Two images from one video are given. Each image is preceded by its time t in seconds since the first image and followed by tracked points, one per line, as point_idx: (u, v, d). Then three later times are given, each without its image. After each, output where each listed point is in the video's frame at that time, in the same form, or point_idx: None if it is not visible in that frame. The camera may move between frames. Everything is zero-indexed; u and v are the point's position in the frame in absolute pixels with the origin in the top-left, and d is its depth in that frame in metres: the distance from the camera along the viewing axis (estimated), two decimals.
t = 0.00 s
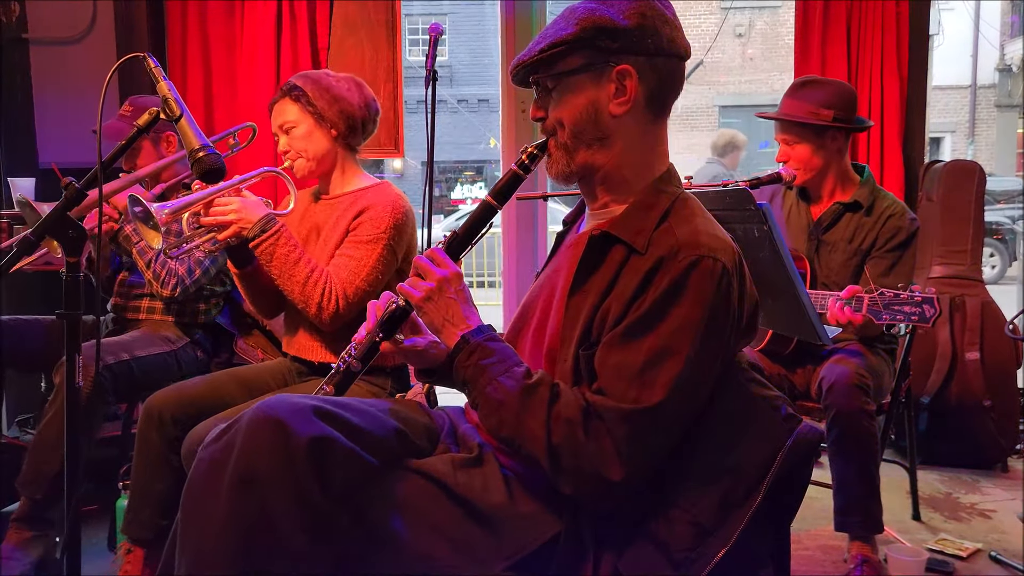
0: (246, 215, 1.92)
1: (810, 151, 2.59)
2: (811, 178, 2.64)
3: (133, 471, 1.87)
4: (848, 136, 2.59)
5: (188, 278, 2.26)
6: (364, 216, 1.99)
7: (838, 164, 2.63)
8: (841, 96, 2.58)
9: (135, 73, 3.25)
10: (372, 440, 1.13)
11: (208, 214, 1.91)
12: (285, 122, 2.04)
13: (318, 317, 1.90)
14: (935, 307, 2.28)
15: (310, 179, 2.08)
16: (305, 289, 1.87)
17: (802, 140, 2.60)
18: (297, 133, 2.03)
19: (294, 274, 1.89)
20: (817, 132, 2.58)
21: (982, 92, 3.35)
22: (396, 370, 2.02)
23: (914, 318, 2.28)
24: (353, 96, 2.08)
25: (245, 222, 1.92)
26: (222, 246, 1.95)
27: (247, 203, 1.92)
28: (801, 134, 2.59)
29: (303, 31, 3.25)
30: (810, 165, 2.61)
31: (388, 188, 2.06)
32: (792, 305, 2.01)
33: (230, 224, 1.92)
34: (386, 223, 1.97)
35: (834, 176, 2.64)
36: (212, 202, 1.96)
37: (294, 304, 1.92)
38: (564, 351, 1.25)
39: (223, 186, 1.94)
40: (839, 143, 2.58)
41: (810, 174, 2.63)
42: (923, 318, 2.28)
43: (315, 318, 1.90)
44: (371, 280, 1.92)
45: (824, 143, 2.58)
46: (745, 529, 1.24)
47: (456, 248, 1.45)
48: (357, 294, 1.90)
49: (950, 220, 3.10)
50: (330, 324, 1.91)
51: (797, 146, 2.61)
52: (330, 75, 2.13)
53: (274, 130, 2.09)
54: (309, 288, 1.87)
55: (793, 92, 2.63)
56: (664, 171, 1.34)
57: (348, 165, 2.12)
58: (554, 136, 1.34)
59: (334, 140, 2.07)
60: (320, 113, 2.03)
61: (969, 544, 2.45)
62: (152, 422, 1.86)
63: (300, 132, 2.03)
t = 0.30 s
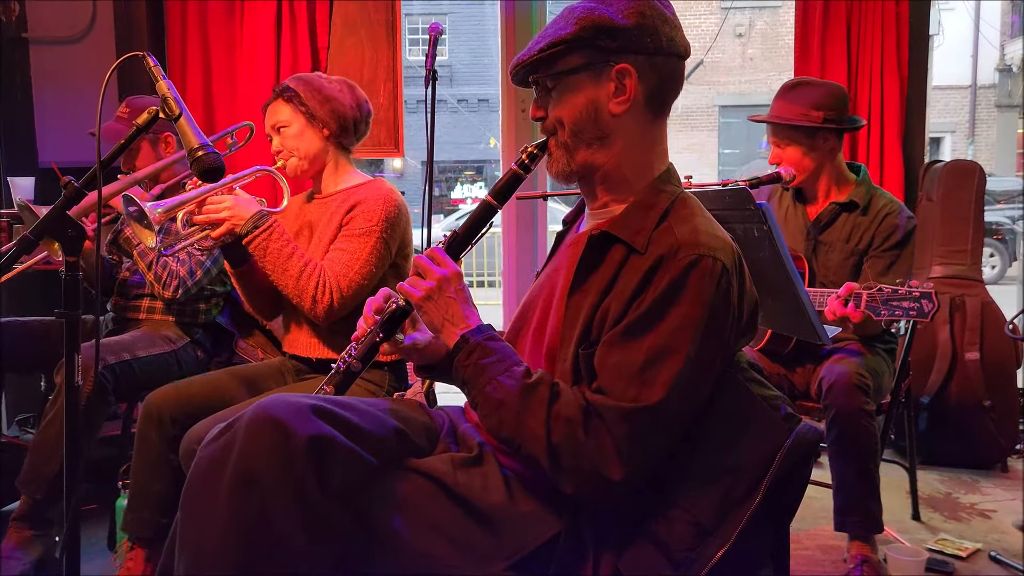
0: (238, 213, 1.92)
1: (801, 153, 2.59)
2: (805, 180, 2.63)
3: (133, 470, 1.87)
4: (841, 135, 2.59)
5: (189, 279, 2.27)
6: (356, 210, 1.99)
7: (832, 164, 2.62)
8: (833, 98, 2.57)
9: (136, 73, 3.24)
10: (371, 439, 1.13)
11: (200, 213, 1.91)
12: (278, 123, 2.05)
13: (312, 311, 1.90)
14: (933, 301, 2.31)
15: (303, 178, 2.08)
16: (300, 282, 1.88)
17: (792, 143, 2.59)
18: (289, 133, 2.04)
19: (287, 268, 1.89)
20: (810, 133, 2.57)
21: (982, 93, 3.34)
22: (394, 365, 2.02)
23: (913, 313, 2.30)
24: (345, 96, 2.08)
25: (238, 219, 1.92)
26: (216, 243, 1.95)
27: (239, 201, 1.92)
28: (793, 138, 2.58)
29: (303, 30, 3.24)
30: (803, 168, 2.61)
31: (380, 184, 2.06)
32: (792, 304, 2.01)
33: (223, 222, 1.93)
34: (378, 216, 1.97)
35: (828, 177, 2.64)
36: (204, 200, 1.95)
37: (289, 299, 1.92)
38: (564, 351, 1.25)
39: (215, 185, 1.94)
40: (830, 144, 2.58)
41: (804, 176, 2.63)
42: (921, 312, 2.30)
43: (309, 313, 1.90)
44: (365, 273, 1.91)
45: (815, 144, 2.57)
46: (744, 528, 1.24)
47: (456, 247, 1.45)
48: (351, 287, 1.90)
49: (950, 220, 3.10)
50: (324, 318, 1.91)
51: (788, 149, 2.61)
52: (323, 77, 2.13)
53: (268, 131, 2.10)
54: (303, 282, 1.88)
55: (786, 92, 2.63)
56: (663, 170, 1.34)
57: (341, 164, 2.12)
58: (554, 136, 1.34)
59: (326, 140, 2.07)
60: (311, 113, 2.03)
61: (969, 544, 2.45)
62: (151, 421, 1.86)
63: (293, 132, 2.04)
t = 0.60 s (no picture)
0: (247, 213, 1.92)
1: (810, 155, 2.59)
2: (813, 181, 2.63)
3: (135, 470, 1.87)
4: (849, 138, 2.58)
5: (190, 278, 2.25)
6: (366, 215, 1.99)
7: (841, 164, 2.62)
8: (839, 101, 2.58)
9: (138, 74, 3.24)
10: (372, 442, 1.13)
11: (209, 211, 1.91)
12: (291, 121, 2.05)
13: (317, 316, 1.91)
14: (941, 313, 2.30)
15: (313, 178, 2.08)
16: (306, 287, 1.89)
17: (802, 145, 2.59)
18: (301, 131, 2.04)
19: (294, 272, 1.90)
20: (819, 133, 2.57)
21: (983, 94, 3.25)
22: (397, 369, 2.01)
23: (920, 323, 2.29)
24: (359, 96, 2.08)
25: (246, 219, 1.92)
26: (223, 243, 1.94)
27: (249, 201, 1.92)
28: (802, 139, 2.59)
29: (305, 31, 3.25)
30: (811, 169, 2.60)
31: (391, 189, 2.06)
32: (795, 303, 2.01)
33: (232, 221, 1.92)
34: (388, 222, 1.97)
35: (835, 180, 2.63)
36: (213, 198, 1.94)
37: (294, 302, 1.93)
38: (566, 352, 1.25)
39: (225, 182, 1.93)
40: (839, 147, 2.58)
41: (811, 178, 2.62)
42: (929, 324, 2.29)
43: (314, 318, 1.91)
44: (372, 279, 1.92)
45: (824, 146, 2.57)
46: (746, 529, 1.24)
47: (458, 250, 1.46)
48: (357, 293, 1.90)
49: (952, 222, 3.10)
50: (328, 323, 1.92)
51: (797, 151, 2.61)
52: (337, 75, 2.14)
53: (280, 129, 2.10)
54: (309, 287, 1.88)
55: (793, 93, 2.64)
56: (665, 171, 1.34)
57: (352, 166, 2.11)
58: (556, 139, 1.34)
59: (338, 140, 2.08)
60: (324, 112, 2.04)
61: (970, 545, 2.45)
62: (154, 421, 1.86)
63: (304, 130, 2.04)
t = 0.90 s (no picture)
0: (258, 219, 1.91)
1: (817, 160, 2.59)
2: (818, 185, 2.63)
3: (137, 472, 1.87)
4: (859, 142, 2.59)
5: (184, 276, 2.28)
6: (377, 226, 1.99)
7: (847, 170, 2.61)
8: (850, 104, 2.57)
9: (139, 76, 3.25)
10: (374, 445, 1.13)
11: (220, 217, 1.89)
12: (303, 122, 2.05)
13: (324, 326, 1.92)
14: (945, 324, 2.28)
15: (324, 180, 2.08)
16: (314, 297, 1.89)
17: (808, 149, 2.59)
18: (314, 134, 2.04)
19: (303, 281, 1.90)
20: (826, 138, 2.56)
21: (984, 97, 3.33)
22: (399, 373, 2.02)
23: (923, 335, 2.29)
24: (374, 99, 2.08)
25: (257, 226, 1.92)
26: (231, 249, 1.93)
27: (260, 207, 1.91)
28: (809, 143, 2.58)
29: (307, 33, 3.26)
30: (818, 174, 2.61)
31: (403, 199, 2.06)
32: (794, 303, 2.02)
33: (242, 227, 1.91)
34: (399, 234, 1.97)
35: (841, 185, 2.63)
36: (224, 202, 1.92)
37: (300, 310, 1.94)
38: (566, 356, 1.25)
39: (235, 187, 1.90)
40: (846, 152, 2.58)
41: (818, 182, 2.62)
42: (932, 336, 2.28)
43: (320, 327, 1.92)
44: (380, 290, 1.93)
45: (831, 151, 2.57)
46: (748, 533, 1.24)
47: (460, 254, 1.46)
48: (365, 304, 1.92)
49: (953, 225, 3.10)
50: (335, 331, 1.93)
51: (804, 154, 2.60)
52: (352, 74, 2.13)
53: (291, 129, 2.10)
54: (317, 297, 1.89)
55: (803, 96, 2.63)
56: (664, 175, 1.34)
57: (364, 172, 2.13)
58: (557, 143, 1.35)
59: (351, 143, 2.08)
60: (338, 116, 2.04)
61: (971, 549, 2.45)
62: (155, 424, 1.86)
63: (317, 133, 2.04)
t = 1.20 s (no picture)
0: (259, 221, 1.92)
1: (817, 159, 2.59)
2: (818, 186, 2.63)
3: (137, 474, 1.87)
4: (860, 144, 2.59)
5: (182, 272, 2.29)
6: (376, 226, 1.99)
7: (848, 171, 2.62)
8: (851, 106, 2.57)
9: (142, 78, 3.25)
10: (374, 450, 1.13)
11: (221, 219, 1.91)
12: (302, 125, 2.05)
13: (326, 326, 1.91)
14: (940, 324, 2.26)
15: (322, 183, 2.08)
16: (317, 298, 1.88)
17: (809, 148, 2.60)
18: (312, 137, 2.04)
19: (305, 283, 1.90)
20: (827, 139, 2.57)
21: (986, 99, 3.34)
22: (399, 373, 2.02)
23: (919, 335, 2.27)
24: (372, 102, 2.09)
25: (258, 228, 1.93)
26: (234, 250, 1.95)
27: (261, 209, 1.92)
28: (810, 144, 2.59)
29: (309, 35, 3.26)
30: (818, 173, 2.61)
31: (402, 198, 2.06)
32: (794, 305, 2.02)
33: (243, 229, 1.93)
34: (398, 233, 1.97)
35: (842, 187, 2.63)
36: (225, 206, 1.95)
37: (303, 311, 1.93)
38: (566, 356, 1.25)
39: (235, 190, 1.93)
40: (846, 152, 2.58)
41: (817, 183, 2.63)
42: (928, 335, 2.26)
43: (323, 327, 1.91)
44: (381, 290, 1.93)
45: (831, 150, 2.58)
46: (749, 536, 1.24)
47: (460, 254, 1.46)
48: (367, 303, 1.91)
49: (955, 227, 3.09)
50: (338, 331, 1.92)
51: (804, 155, 2.61)
52: (351, 77, 2.13)
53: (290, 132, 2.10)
54: (319, 297, 1.88)
55: (805, 96, 2.63)
56: (666, 177, 1.34)
57: (362, 173, 2.13)
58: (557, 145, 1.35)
59: (349, 146, 2.08)
60: (337, 118, 2.04)
61: (972, 552, 2.44)
62: (157, 426, 1.87)
63: (315, 136, 2.04)
